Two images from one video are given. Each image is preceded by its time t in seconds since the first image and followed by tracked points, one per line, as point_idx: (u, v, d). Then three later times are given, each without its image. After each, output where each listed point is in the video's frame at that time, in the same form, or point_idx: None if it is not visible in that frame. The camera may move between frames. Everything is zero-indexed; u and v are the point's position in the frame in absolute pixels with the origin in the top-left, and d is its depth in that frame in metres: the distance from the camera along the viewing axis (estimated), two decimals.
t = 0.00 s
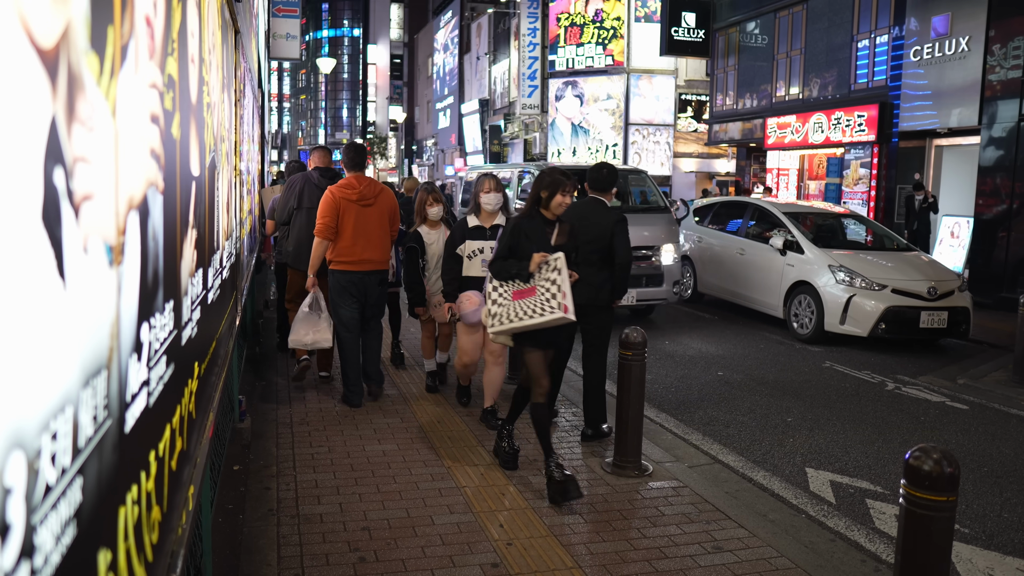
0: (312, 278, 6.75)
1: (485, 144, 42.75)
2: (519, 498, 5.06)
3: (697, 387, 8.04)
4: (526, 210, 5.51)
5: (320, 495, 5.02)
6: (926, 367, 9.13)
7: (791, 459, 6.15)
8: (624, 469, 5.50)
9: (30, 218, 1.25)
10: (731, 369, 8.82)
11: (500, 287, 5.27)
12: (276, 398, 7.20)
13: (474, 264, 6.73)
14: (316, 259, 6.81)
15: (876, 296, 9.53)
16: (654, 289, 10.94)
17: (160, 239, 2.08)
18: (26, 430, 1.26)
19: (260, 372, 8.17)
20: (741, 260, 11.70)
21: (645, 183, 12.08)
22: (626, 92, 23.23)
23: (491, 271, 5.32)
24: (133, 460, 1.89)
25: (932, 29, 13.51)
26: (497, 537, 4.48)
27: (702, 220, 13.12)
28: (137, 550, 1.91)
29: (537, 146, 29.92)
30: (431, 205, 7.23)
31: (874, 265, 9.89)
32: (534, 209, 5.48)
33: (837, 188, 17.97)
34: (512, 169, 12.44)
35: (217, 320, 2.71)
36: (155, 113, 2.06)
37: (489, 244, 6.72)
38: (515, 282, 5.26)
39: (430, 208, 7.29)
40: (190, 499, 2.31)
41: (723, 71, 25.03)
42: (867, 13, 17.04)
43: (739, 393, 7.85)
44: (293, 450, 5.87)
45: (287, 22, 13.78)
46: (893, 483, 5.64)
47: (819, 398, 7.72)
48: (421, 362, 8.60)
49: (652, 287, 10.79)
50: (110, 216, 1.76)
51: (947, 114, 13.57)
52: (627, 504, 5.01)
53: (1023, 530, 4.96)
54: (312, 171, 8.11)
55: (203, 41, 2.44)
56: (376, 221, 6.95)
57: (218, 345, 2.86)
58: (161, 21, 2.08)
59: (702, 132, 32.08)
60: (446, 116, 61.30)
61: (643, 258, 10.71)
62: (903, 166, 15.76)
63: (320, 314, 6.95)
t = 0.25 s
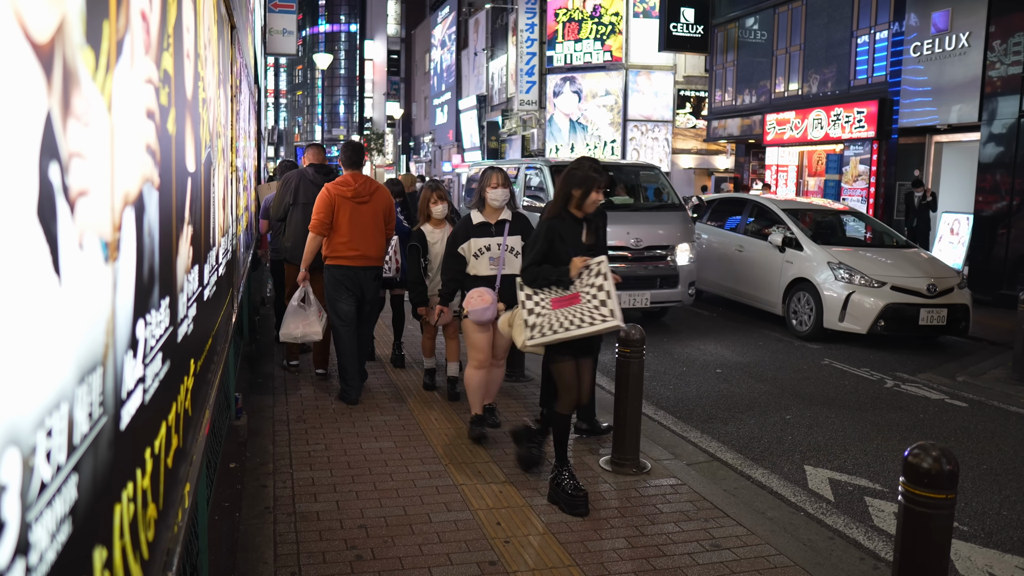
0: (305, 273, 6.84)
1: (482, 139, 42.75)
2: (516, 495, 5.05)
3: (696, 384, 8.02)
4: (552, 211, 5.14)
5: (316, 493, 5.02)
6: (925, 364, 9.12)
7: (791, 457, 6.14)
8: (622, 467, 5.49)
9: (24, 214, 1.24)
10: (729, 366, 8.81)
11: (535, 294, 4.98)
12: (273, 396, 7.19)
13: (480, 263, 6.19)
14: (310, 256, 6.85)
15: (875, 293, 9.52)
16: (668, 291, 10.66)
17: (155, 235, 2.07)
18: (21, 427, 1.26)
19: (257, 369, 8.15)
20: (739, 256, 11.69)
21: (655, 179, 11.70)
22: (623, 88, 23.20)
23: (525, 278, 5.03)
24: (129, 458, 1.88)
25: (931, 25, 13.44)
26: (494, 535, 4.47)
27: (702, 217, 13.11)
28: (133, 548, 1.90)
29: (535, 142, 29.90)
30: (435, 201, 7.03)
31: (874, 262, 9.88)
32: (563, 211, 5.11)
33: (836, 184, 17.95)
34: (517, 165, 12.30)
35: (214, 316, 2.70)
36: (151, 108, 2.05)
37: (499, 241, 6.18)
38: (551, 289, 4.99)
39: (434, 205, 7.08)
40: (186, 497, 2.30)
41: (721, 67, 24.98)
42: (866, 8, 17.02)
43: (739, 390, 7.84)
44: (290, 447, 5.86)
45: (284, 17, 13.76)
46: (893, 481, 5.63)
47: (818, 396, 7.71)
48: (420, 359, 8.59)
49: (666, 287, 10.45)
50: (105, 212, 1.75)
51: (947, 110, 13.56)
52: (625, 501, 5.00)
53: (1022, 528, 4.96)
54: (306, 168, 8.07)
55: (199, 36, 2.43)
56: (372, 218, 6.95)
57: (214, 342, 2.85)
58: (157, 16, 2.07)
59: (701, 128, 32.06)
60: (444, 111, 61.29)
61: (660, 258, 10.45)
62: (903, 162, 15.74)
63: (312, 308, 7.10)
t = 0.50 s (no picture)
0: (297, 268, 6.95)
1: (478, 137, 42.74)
2: (513, 495, 5.04)
3: (694, 383, 8.01)
4: (592, 213, 4.71)
5: (311, 493, 5.01)
6: (923, 363, 9.11)
7: (789, 456, 6.13)
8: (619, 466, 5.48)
9: (18, 212, 1.23)
10: (726, 365, 8.79)
11: (584, 302, 4.51)
12: (267, 395, 7.17)
13: (486, 270, 5.87)
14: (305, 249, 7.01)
15: (873, 292, 9.51)
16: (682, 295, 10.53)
17: (150, 234, 2.06)
18: (14, 427, 1.24)
19: (252, 368, 8.13)
20: (737, 255, 11.66)
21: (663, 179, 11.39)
22: (620, 85, 23.17)
23: (573, 285, 4.53)
24: (122, 458, 1.87)
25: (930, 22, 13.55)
26: (491, 535, 4.46)
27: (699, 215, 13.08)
28: (127, 549, 1.89)
29: (531, 139, 29.88)
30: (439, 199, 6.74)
31: (872, 260, 9.87)
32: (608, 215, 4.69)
33: (834, 183, 17.93)
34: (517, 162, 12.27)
35: (208, 315, 2.69)
36: (145, 107, 2.03)
37: (505, 244, 5.89)
38: (596, 297, 4.57)
39: (437, 203, 6.87)
40: (181, 496, 2.28)
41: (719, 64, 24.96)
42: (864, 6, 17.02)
43: (736, 390, 7.82)
44: (284, 447, 5.85)
45: (279, 14, 13.73)
46: (891, 480, 5.63)
47: (815, 395, 7.70)
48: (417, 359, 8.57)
49: (681, 291, 10.26)
50: (100, 210, 1.74)
51: (944, 108, 13.58)
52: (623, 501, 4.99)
53: (1020, 527, 4.95)
54: (290, 169, 8.14)
55: (194, 35, 2.42)
56: (368, 217, 7.10)
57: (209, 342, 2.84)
58: (151, 14, 2.06)
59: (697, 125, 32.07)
60: (439, 108, 61.34)
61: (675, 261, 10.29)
62: (901, 161, 15.73)
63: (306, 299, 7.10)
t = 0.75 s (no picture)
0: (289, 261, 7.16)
1: (474, 135, 42.73)
2: (509, 495, 5.03)
3: (691, 382, 8.00)
4: (643, 219, 4.54)
5: (307, 493, 4.99)
6: (921, 362, 9.11)
7: (787, 455, 6.12)
8: (616, 466, 5.47)
9: (11, 211, 1.22)
10: (723, 364, 8.78)
11: (642, 310, 4.27)
12: (262, 395, 7.16)
13: (499, 271, 5.55)
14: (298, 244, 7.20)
15: (871, 290, 9.50)
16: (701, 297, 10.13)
17: (144, 233, 2.05)
18: (6, 429, 1.23)
19: (246, 367, 8.11)
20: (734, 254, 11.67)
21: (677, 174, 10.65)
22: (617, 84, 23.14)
23: (629, 293, 4.28)
24: (117, 458, 1.86)
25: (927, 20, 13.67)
26: (487, 535, 4.45)
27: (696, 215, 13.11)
28: (122, 549, 1.88)
29: (527, 138, 29.86)
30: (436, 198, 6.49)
31: (870, 259, 9.87)
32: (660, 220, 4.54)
33: (832, 181, 17.93)
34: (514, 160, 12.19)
35: (203, 315, 2.68)
36: (139, 105, 2.02)
37: (514, 244, 5.58)
38: (653, 304, 4.34)
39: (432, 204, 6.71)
40: (175, 497, 2.27)
41: (716, 63, 24.94)
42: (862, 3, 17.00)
43: (733, 388, 7.81)
44: (280, 446, 5.84)
45: (274, 12, 13.71)
46: (889, 479, 5.62)
47: (813, 394, 7.67)
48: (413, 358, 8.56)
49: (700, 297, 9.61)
50: (94, 210, 1.73)
51: (943, 106, 13.58)
52: (620, 501, 4.98)
53: (1017, 525, 4.95)
54: (277, 166, 8.67)
55: (189, 32, 2.41)
56: (361, 214, 7.28)
57: (204, 341, 2.82)
58: (146, 11, 2.05)
59: (694, 123, 32.06)
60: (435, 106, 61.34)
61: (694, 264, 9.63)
62: (898, 159, 15.71)
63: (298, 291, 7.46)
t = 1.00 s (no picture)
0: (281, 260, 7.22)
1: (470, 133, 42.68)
2: (505, 495, 5.02)
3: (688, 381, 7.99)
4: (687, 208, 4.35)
5: (302, 493, 4.98)
6: (920, 361, 9.11)
7: (784, 455, 6.11)
8: (613, 466, 5.46)
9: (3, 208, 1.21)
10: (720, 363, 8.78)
11: (695, 309, 4.17)
12: (257, 394, 7.14)
13: (523, 280, 5.34)
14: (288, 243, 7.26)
15: (869, 289, 9.50)
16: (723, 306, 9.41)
17: (138, 231, 2.04)
18: None
19: (241, 366, 8.10)
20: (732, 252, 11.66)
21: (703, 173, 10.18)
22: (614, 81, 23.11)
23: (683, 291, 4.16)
24: (111, 458, 1.85)
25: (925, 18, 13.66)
26: (483, 535, 4.44)
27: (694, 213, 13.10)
28: (116, 549, 1.87)
29: (524, 136, 29.85)
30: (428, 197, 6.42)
31: (868, 257, 9.86)
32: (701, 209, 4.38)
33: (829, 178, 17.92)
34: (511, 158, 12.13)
35: (198, 314, 2.67)
36: (134, 103, 2.01)
37: (537, 250, 5.34)
38: (702, 300, 4.25)
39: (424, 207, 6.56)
40: (170, 497, 2.26)
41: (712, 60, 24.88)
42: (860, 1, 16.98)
43: (730, 387, 7.80)
44: (275, 446, 5.83)
45: (270, 10, 13.68)
46: (887, 478, 5.62)
47: (813, 394, 7.65)
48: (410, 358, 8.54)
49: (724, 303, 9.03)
50: (88, 208, 1.71)
51: (941, 104, 13.59)
52: (617, 501, 4.97)
53: (1016, 524, 4.95)
54: (273, 166, 8.70)
55: (183, 30, 2.40)
56: (350, 216, 7.39)
57: (199, 341, 2.82)
58: (140, 9, 2.04)
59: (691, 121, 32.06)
60: (431, 103, 61.33)
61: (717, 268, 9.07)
62: (896, 157, 15.71)
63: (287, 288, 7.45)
